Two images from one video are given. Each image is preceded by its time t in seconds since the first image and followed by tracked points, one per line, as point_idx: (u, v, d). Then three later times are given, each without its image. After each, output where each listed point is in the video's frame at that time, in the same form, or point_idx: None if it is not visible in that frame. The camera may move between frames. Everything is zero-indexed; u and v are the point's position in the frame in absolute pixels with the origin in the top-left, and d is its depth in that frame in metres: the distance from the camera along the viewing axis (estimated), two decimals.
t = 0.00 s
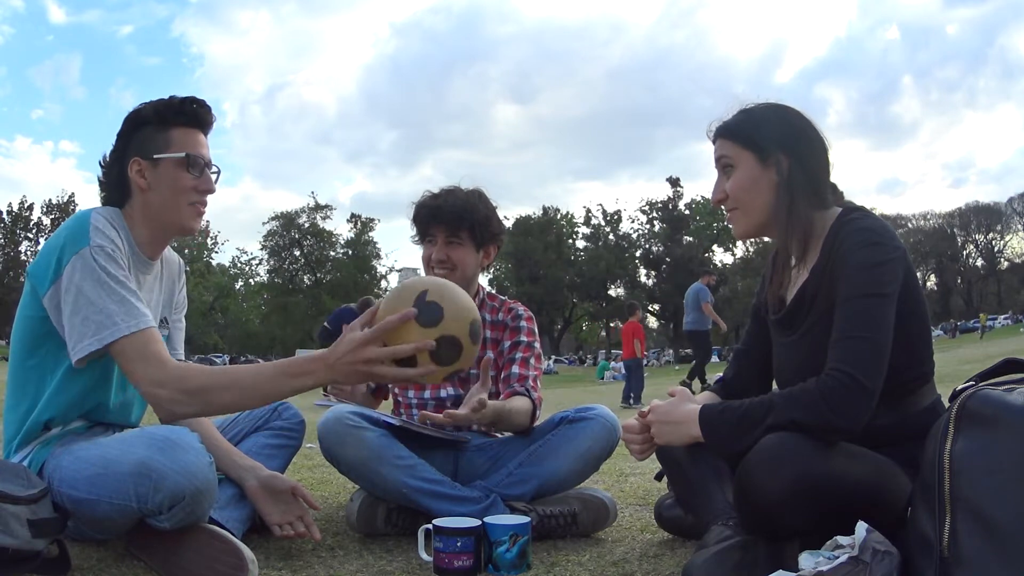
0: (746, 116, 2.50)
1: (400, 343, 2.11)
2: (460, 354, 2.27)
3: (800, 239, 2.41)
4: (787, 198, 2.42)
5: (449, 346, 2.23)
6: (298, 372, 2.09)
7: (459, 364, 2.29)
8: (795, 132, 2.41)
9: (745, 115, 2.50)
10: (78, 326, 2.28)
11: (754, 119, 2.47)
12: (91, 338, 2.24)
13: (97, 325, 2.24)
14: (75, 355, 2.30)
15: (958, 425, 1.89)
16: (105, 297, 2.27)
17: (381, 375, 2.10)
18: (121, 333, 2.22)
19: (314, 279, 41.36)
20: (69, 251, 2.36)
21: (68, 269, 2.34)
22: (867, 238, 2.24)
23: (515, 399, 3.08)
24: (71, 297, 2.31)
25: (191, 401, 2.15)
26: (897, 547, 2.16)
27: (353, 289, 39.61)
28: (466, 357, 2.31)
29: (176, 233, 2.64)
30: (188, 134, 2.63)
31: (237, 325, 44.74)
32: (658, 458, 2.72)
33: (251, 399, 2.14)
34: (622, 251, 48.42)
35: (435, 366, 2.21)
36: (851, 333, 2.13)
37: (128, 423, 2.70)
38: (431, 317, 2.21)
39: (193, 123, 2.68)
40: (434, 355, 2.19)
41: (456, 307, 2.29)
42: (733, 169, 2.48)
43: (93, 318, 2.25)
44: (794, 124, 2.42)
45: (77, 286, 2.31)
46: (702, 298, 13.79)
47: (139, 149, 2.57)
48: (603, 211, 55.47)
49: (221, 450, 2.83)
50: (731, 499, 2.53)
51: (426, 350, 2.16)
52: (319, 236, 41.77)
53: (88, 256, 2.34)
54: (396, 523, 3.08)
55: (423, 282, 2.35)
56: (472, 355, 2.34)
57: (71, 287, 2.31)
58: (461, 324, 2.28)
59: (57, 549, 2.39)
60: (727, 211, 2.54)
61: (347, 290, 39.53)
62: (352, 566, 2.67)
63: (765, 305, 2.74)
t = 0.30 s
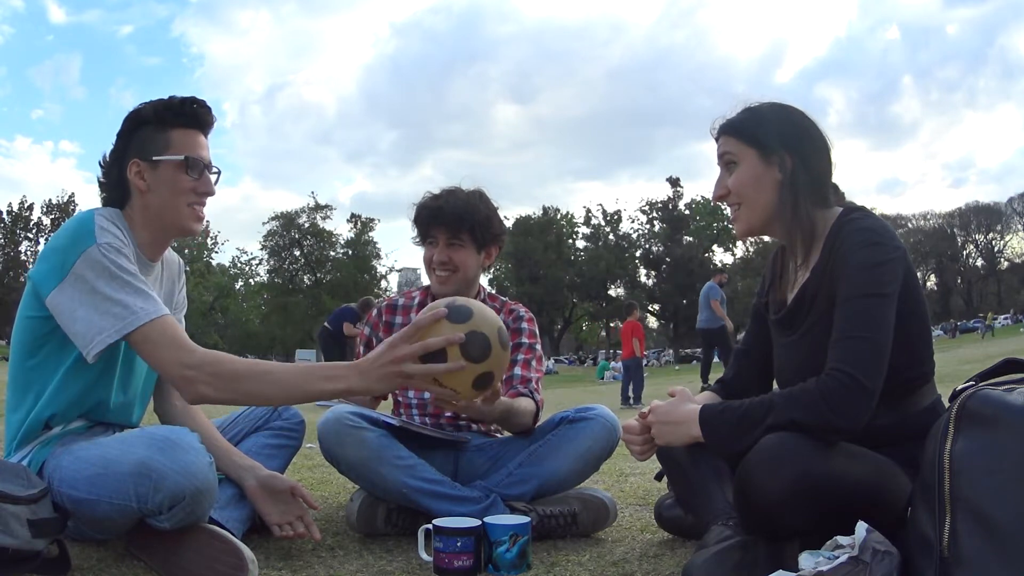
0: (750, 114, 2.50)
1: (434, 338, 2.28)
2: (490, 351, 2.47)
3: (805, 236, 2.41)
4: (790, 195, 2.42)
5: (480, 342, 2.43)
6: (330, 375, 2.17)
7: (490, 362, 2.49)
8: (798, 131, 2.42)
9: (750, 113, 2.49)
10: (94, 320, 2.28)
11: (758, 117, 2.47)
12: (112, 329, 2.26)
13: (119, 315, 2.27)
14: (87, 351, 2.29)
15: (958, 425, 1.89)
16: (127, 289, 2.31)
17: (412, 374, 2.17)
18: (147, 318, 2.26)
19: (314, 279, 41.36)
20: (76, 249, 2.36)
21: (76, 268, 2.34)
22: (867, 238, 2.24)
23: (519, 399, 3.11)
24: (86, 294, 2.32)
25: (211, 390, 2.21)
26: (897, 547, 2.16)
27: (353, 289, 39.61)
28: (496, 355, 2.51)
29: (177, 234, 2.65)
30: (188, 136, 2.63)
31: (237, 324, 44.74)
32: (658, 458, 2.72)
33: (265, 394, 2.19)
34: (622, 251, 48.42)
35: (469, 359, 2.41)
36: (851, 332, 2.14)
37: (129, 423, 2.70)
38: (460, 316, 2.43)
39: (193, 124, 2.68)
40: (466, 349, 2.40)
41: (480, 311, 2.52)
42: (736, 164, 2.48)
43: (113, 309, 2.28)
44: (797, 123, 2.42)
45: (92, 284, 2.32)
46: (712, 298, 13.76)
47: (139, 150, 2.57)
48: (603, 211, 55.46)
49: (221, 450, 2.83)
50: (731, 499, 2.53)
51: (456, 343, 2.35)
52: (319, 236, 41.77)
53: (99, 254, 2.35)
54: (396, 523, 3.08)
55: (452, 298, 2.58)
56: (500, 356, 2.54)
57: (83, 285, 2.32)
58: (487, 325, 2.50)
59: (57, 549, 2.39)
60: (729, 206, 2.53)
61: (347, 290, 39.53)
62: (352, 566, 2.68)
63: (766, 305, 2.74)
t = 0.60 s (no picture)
0: (751, 113, 2.50)
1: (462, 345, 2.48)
2: (517, 362, 2.61)
3: (804, 237, 2.42)
4: (789, 195, 2.42)
5: (507, 353, 2.59)
6: (352, 372, 2.31)
7: (518, 374, 2.61)
8: (798, 132, 2.41)
9: (750, 113, 2.49)
10: (104, 310, 2.30)
11: (758, 117, 2.47)
12: (122, 317, 2.28)
13: (128, 302, 2.28)
14: (99, 342, 2.30)
15: (958, 425, 1.89)
16: (135, 277, 2.33)
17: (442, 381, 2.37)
18: (157, 303, 2.28)
19: (314, 279, 41.37)
20: (78, 244, 2.36)
21: (78, 262, 2.35)
22: (867, 238, 2.23)
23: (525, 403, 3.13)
24: (93, 286, 2.34)
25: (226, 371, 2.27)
26: (897, 547, 2.16)
27: (353, 289, 39.61)
28: (523, 369, 2.64)
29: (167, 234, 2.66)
30: (179, 135, 2.63)
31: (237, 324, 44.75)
32: (658, 457, 2.72)
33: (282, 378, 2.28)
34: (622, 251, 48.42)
35: (496, 369, 2.55)
36: (851, 333, 2.14)
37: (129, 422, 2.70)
38: (488, 328, 2.59)
39: (185, 122, 2.66)
40: (492, 358, 2.54)
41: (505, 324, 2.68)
42: (735, 164, 2.48)
43: (122, 298, 2.30)
44: (797, 123, 2.43)
45: (99, 276, 2.34)
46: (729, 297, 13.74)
47: (131, 149, 2.57)
48: (603, 211, 55.45)
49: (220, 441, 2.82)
50: (731, 499, 2.53)
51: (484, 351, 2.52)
52: (320, 236, 41.78)
53: (104, 246, 2.36)
54: (396, 523, 3.08)
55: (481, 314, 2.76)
56: (528, 371, 2.67)
57: (90, 278, 2.34)
58: (513, 338, 2.65)
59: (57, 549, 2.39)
60: (729, 206, 2.53)
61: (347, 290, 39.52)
62: (352, 566, 2.67)
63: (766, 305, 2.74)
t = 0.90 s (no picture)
0: (747, 115, 2.50)
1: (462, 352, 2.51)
2: (515, 369, 2.60)
3: (803, 235, 2.42)
4: (786, 197, 2.42)
5: (504, 359, 2.57)
6: (352, 377, 2.33)
7: (516, 380, 2.60)
8: (796, 133, 2.41)
9: (747, 115, 2.48)
10: (102, 309, 2.30)
11: (756, 119, 2.47)
12: (121, 316, 2.27)
13: (126, 302, 2.28)
14: (97, 343, 2.30)
15: (958, 425, 1.89)
16: (133, 277, 2.33)
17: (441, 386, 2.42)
18: (155, 301, 2.28)
19: (314, 279, 41.36)
20: (75, 242, 2.36)
21: (76, 261, 2.35)
22: (867, 238, 2.23)
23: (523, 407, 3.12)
24: (92, 286, 2.34)
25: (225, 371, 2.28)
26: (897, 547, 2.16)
27: (353, 289, 39.61)
28: (521, 374, 2.63)
29: (158, 233, 2.67)
30: (173, 133, 2.63)
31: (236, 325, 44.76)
32: (658, 458, 2.72)
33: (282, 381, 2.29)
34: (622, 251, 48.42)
35: (494, 376, 2.54)
36: (851, 332, 2.14)
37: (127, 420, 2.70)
38: (485, 335, 2.60)
39: (178, 120, 2.66)
40: (490, 366, 2.54)
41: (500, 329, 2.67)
42: (732, 170, 2.49)
43: (120, 298, 2.30)
44: (793, 122, 2.42)
45: (96, 276, 2.34)
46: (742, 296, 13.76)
47: (124, 147, 2.57)
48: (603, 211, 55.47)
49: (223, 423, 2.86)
50: (731, 500, 2.53)
51: (481, 359, 2.52)
52: (320, 236, 41.78)
53: (102, 246, 2.36)
54: (396, 523, 3.08)
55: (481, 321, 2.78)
56: (526, 377, 2.65)
57: (87, 277, 2.34)
58: (511, 343, 2.63)
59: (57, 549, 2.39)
60: (731, 210, 2.54)
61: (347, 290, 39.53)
62: (352, 566, 2.67)
63: (766, 304, 2.74)
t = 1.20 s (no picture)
0: (731, 125, 2.50)
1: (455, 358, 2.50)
2: (509, 374, 2.60)
3: (798, 241, 2.42)
4: (776, 204, 2.41)
5: (497, 364, 2.58)
6: (350, 387, 2.34)
7: (511, 384, 2.61)
8: (781, 138, 2.40)
9: (730, 125, 2.49)
10: (104, 313, 2.30)
11: (742, 127, 2.47)
12: (121, 320, 2.27)
13: (127, 306, 2.28)
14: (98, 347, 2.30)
15: (958, 425, 1.89)
16: (134, 281, 2.33)
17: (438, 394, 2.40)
18: (155, 307, 2.27)
19: (314, 279, 41.36)
20: (78, 244, 2.36)
21: (78, 264, 2.35)
22: (865, 238, 2.24)
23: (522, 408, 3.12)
24: (94, 289, 2.34)
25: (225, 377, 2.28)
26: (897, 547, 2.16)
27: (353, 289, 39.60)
28: (515, 378, 2.63)
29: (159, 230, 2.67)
30: (167, 129, 2.63)
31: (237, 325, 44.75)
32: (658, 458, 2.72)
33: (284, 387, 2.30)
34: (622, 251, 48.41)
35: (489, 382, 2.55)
36: (850, 332, 2.14)
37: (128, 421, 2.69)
38: (477, 341, 2.60)
39: (172, 116, 2.66)
40: (485, 372, 2.54)
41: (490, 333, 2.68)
42: (724, 182, 2.49)
43: (121, 302, 2.30)
44: (778, 125, 2.42)
45: (99, 279, 2.34)
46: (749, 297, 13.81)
47: (119, 147, 2.58)
48: (603, 211, 55.46)
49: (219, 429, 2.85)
50: (731, 500, 2.53)
51: (476, 365, 2.53)
52: (319, 236, 41.76)
53: (104, 249, 2.36)
54: (396, 523, 3.08)
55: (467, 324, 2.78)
56: (521, 382, 2.66)
57: (90, 280, 2.34)
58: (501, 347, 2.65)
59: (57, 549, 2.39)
60: (730, 221, 2.53)
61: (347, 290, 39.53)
62: (352, 566, 2.67)
63: (765, 304, 2.74)
